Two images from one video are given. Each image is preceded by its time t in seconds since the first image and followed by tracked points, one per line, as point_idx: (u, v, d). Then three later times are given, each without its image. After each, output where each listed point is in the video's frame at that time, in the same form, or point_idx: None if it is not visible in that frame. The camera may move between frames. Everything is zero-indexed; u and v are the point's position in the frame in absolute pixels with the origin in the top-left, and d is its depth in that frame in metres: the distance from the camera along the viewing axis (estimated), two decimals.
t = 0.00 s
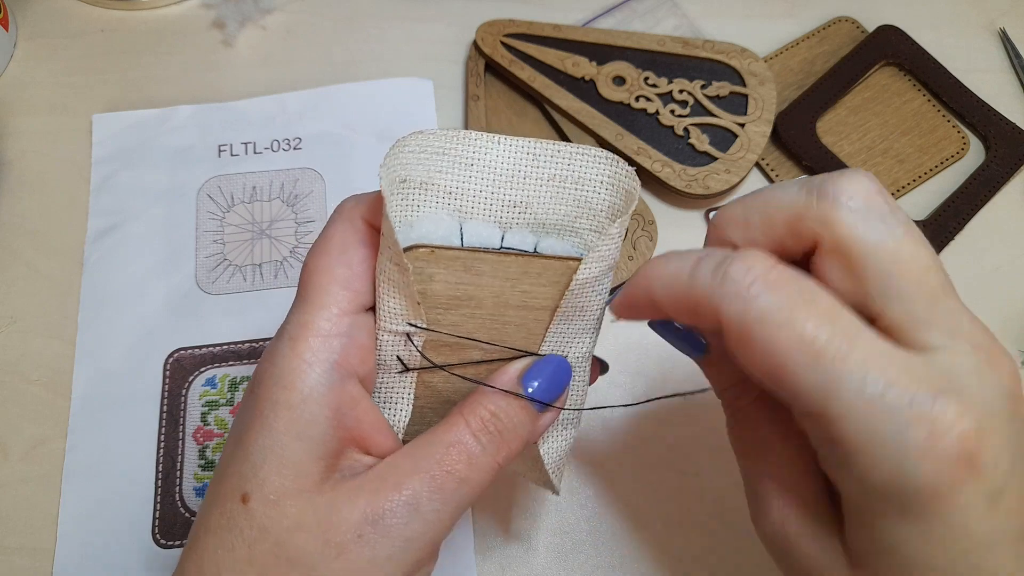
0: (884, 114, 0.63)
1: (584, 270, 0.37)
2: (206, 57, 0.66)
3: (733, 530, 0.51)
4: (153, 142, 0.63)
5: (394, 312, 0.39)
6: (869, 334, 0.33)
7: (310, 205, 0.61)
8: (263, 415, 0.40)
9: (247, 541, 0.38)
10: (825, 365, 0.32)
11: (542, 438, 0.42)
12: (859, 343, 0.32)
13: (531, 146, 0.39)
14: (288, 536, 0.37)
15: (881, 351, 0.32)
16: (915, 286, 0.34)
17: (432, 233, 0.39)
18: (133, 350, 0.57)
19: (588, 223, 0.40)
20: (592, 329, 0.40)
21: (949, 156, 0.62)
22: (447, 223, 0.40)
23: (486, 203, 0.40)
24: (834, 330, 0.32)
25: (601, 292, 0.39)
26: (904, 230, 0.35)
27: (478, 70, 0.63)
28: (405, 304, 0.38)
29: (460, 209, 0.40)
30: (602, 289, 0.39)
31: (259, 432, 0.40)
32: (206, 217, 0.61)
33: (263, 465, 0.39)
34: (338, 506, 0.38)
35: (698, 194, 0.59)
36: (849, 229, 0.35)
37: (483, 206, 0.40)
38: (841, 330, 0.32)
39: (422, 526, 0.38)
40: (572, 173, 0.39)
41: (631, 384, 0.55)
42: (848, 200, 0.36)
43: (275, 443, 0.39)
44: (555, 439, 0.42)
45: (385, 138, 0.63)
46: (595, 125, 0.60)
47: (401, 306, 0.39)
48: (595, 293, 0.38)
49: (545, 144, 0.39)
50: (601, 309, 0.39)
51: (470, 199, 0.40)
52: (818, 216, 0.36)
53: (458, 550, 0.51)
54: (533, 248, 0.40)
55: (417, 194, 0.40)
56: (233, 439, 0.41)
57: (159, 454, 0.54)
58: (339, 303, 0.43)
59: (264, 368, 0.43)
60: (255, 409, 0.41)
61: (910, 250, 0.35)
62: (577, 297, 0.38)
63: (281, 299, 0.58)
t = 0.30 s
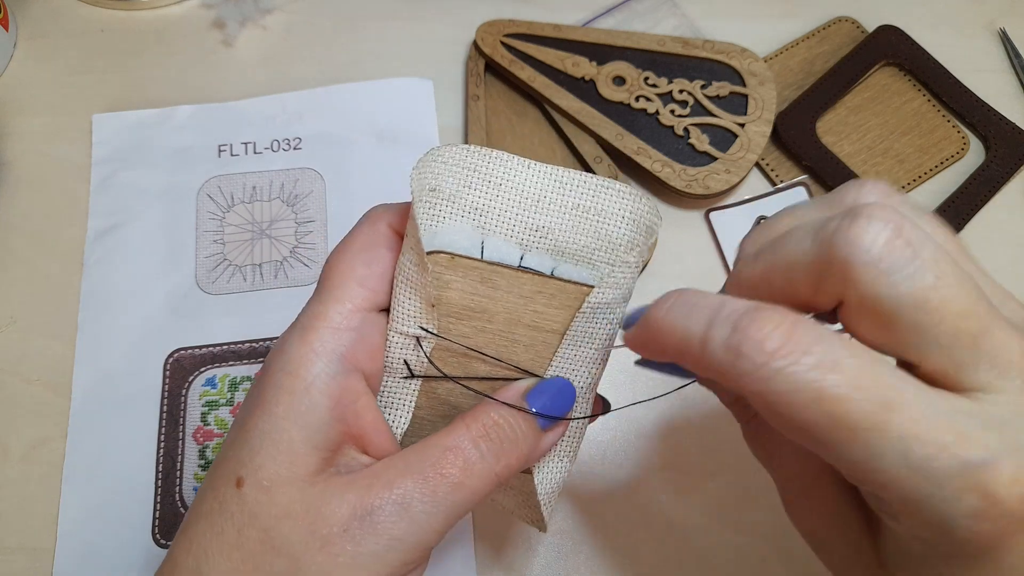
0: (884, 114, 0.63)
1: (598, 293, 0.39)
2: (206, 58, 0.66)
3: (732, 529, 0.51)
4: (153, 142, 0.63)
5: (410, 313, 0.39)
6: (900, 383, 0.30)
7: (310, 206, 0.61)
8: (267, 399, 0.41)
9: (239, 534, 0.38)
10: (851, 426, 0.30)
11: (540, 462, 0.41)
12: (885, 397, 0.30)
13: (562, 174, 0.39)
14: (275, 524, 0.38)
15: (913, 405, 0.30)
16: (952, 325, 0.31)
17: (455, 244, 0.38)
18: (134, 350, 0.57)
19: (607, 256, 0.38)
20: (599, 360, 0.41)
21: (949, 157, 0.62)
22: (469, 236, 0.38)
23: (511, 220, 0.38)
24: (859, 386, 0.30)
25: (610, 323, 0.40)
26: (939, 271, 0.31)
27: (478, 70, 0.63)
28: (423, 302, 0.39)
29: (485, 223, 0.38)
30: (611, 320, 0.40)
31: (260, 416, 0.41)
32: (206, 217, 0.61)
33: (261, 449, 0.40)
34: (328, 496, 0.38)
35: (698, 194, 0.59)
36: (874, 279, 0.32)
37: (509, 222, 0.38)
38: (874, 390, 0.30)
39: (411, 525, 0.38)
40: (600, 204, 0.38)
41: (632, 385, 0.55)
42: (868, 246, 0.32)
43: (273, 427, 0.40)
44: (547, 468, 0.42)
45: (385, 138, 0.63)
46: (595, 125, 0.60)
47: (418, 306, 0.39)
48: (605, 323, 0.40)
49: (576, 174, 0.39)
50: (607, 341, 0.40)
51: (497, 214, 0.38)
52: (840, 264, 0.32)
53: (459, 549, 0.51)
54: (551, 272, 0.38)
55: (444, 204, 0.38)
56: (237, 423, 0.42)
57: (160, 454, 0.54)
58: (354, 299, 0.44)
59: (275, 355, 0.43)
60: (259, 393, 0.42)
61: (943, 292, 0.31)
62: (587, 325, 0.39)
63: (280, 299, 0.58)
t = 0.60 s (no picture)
0: (884, 114, 0.63)
1: (607, 312, 0.39)
2: (206, 58, 0.66)
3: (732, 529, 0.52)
4: (153, 142, 0.63)
5: (420, 322, 0.40)
6: (821, 414, 0.32)
7: (310, 206, 0.61)
8: (272, 397, 0.41)
9: (233, 533, 0.38)
10: (776, 457, 0.32)
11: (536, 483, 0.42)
12: (804, 428, 0.32)
13: (582, 196, 0.39)
14: (270, 523, 0.38)
15: (836, 433, 0.32)
16: (885, 366, 0.32)
17: (471, 254, 0.38)
18: (134, 350, 0.57)
19: (619, 278, 0.39)
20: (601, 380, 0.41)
21: (949, 157, 0.62)
22: (485, 246, 0.38)
23: (529, 234, 0.38)
24: (782, 421, 0.32)
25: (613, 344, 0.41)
26: (871, 316, 0.32)
27: (478, 70, 0.63)
28: (433, 311, 0.40)
29: (503, 235, 0.38)
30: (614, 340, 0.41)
31: (263, 414, 0.40)
32: (206, 217, 0.61)
33: (261, 448, 0.39)
34: (325, 499, 0.38)
35: (698, 193, 0.59)
36: (803, 324, 0.32)
37: (526, 236, 0.38)
38: (794, 422, 0.32)
39: (407, 532, 0.37)
40: (618, 229, 0.39)
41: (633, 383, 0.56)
42: (796, 293, 0.32)
43: (275, 428, 0.40)
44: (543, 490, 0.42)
45: (385, 138, 0.63)
46: (595, 125, 0.60)
47: (428, 315, 0.40)
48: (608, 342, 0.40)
49: (598, 198, 0.39)
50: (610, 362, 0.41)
51: (515, 227, 0.38)
52: (769, 309, 0.33)
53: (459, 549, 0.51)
54: (563, 289, 0.39)
55: (463, 213, 0.38)
56: (240, 418, 0.42)
57: (160, 454, 0.54)
58: (364, 302, 0.44)
59: (280, 353, 0.43)
60: (264, 391, 0.42)
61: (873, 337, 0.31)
62: (591, 343, 0.40)
63: (280, 299, 0.58)
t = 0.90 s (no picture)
0: (886, 113, 0.63)
1: (607, 324, 0.39)
2: (205, 56, 0.66)
3: (732, 530, 0.51)
4: (151, 141, 0.62)
5: (424, 324, 0.40)
6: (807, 411, 0.32)
7: (308, 205, 0.61)
8: (274, 395, 0.41)
9: (232, 530, 0.38)
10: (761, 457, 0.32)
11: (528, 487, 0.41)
12: (786, 425, 0.32)
13: (590, 209, 0.38)
14: (270, 521, 0.37)
15: (817, 432, 0.32)
16: (875, 360, 0.31)
17: (477, 261, 0.38)
18: (132, 351, 0.56)
19: (621, 293, 0.39)
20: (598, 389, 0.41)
21: (951, 156, 0.62)
22: (491, 255, 0.38)
23: (535, 245, 0.38)
24: (770, 424, 0.32)
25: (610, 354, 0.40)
26: (859, 309, 0.31)
27: (477, 69, 0.63)
28: (438, 314, 0.39)
29: (509, 245, 0.38)
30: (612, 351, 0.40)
31: (264, 412, 0.40)
32: (205, 216, 0.61)
33: (261, 446, 0.39)
34: (324, 496, 0.38)
35: (699, 192, 0.59)
36: (792, 322, 0.31)
37: (532, 247, 0.38)
38: (777, 421, 0.32)
39: (405, 531, 0.37)
40: (625, 247, 0.38)
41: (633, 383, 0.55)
42: (784, 291, 0.31)
43: (276, 425, 0.40)
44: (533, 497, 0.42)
45: (384, 138, 0.63)
46: (596, 124, 0.60)
47: (433, 317, 0.39)
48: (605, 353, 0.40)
49: (607, 215, 0.38)
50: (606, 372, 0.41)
51: (522, 238, 0.38)
52: (757, 308, 0.32)
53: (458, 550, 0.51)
54: (565, 300, 0.38)
55: (470, 221, 0.38)
56: (240, 415, 0.42)
57: (158, 455, 0.54)
58: (370, 304, 0.44)
59: (283, 352, 0.43)
60: (265, 389, 0.41)
61: (860, 331, 0.31)
62: (589, 353, 0.40)
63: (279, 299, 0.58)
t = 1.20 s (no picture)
0: (886, 113, 0.63)
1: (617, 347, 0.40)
2: (205, 56, 0.66)
3: (732, 530, 0.51)
4: (151, 141, 0.62)
5: (445, 340, 0.41)
6: (794, 424, 0.33)
7: (309, 205, 0.61)
8: (295, 410, 0.40)
9: (255, 547, 0.37)
10: (750, 468, 0.33)
11: (520, 503, 0.41)
12: (771, 436, 0.33)
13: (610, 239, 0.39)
14: (294, 538, 0.37)
15: (797, 440, 0.32)
16: (845, 369, 0.32)
17: (499, 280, 0.39)
18: (132, 350, 0.56)
19: (633, 319, 0.40)
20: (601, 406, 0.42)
21: (951, 156, 0.62)
22: (512, 274, 0.39)
23: (555, 269, 0.39)
24: (760, 440, 0.33)
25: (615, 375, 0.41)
26: (826, 321, 0.32)
27: (478, 69, 0.63)
28: (460, 332, 0.40)
29: (531, 266, 0.39)
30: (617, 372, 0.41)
31: (286, 426, 0.40)
32: (205, 216, 0.61)
33: (285, 461, 0.39)
34: (347, 516, 0.38)
35: (699, 192, 0.59)
36: (763, 336, 0.32)
37: (552, 270, 0.39)
38: (762, 433, 0.33)
39: (425, 549, 0.37)
40: (639, 276, 0.39)
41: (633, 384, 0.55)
42: (753, 309, 0.32)
43: (300, 441, 0.39)
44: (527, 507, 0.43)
45: (385, 138, 0.63)
46: (596, 124, 0.60)
47: (454, 334, 0.40)
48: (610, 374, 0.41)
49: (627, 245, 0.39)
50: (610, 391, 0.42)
51: (543, 260, 0.39)
52: (731, 325, 0.33)
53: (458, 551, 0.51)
54: (578, 322, 0.40)
55: (496, 242, 0.39)
56: (257, 426, 0.41)
57: (158, 455, 0.54)
58: (393, 318, 0.43)
59: (301, 363, 0.42)
60: (286, 402, 0.41)
61: (827, 342, 0.32)
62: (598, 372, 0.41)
63: (280, 299, 0.58)
